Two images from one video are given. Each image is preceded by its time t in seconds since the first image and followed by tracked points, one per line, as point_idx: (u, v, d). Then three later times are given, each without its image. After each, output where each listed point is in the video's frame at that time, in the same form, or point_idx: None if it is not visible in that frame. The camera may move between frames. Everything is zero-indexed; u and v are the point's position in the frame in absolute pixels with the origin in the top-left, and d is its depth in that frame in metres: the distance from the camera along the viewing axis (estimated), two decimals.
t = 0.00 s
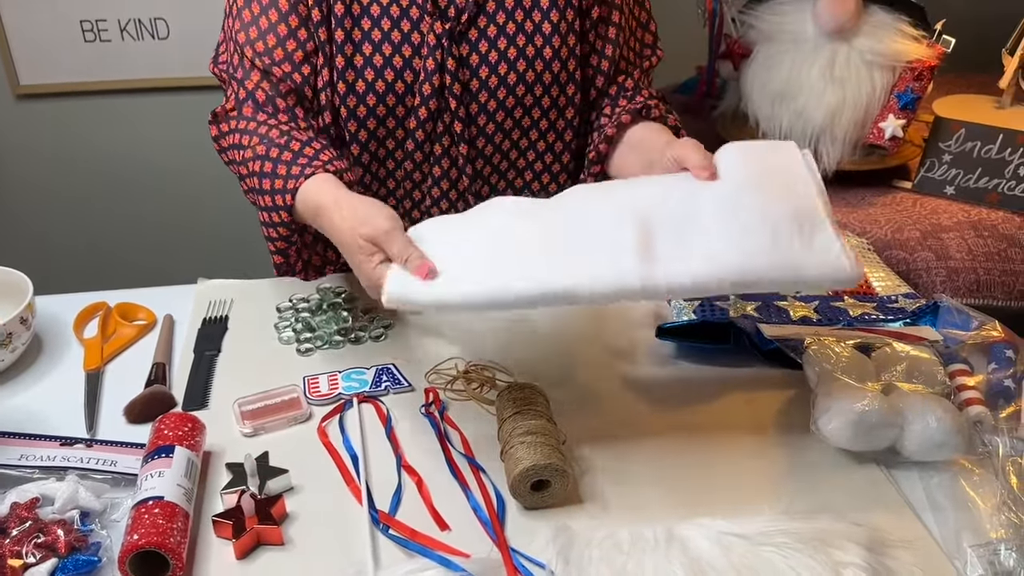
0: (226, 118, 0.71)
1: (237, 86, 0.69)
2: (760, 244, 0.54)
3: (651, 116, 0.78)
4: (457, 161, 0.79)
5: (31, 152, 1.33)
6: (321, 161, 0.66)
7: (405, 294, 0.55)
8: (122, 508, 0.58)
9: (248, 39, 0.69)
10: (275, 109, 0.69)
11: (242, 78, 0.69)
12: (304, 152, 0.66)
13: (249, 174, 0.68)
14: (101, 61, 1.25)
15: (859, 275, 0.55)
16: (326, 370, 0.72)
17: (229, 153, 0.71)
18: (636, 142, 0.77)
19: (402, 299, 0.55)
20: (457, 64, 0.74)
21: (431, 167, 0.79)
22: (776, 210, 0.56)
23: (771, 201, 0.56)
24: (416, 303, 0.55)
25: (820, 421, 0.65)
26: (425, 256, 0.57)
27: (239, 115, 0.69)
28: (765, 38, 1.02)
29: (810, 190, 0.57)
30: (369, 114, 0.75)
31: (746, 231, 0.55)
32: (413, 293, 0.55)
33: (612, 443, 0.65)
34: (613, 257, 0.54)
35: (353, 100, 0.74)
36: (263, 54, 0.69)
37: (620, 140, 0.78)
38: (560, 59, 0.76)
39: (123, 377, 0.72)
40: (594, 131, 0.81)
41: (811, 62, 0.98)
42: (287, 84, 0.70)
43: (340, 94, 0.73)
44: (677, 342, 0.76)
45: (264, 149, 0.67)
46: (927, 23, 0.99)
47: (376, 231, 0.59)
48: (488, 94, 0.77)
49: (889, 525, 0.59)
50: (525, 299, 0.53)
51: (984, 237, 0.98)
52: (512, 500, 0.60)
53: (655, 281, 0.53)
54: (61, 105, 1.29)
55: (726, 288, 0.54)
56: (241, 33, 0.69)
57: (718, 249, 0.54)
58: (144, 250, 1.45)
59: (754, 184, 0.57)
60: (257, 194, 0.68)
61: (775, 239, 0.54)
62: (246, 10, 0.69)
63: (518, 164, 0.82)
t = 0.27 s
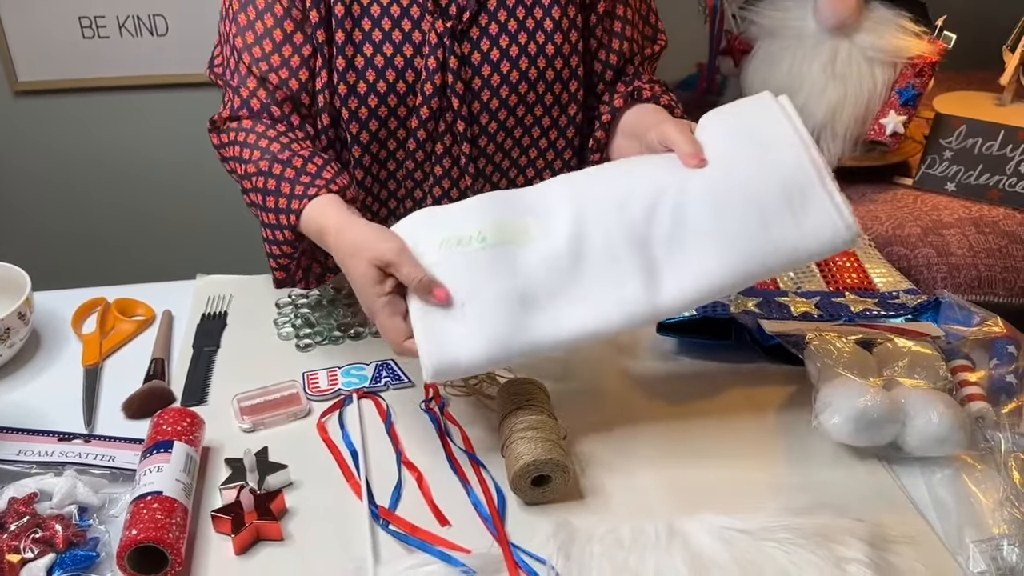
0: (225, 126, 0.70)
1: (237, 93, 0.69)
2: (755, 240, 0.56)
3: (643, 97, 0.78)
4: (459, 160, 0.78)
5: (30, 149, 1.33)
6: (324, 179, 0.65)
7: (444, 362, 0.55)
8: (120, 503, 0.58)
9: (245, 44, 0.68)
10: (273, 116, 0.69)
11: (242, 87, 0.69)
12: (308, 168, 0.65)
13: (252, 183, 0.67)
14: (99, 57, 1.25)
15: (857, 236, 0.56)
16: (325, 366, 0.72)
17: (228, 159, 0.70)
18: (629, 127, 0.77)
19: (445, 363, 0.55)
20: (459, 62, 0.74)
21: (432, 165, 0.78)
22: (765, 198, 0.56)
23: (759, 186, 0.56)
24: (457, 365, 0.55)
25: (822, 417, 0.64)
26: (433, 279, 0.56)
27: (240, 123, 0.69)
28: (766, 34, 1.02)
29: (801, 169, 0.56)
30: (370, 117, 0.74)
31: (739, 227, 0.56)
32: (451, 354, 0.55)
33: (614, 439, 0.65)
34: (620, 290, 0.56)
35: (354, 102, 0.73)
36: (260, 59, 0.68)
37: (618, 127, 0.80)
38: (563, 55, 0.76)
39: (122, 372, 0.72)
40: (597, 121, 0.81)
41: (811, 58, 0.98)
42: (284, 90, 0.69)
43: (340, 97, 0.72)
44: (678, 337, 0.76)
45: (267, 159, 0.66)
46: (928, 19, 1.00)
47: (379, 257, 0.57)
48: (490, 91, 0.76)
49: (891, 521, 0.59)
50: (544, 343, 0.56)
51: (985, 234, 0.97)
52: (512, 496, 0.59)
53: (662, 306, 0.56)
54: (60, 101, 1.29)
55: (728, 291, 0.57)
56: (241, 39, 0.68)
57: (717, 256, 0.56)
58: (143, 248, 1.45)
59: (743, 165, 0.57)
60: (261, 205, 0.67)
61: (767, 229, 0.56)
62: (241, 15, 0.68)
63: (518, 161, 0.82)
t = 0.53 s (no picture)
0: (225, 130, 0.71)
1: (236, 100, 0.70)
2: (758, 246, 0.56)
3: (650, 96, 0.79)
4: (460, 163, 0.78)
5: (31, 148, 1.33)
6: (327, 180, 0.66)
7: (438, 356, 0.55)
8: (122, 502, 0.58)
9: (242, 51, 0.69)
10: (271, 121, 0.69)
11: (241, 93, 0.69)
12: (309, 168, 0.66)
13: (254, 186, 0.68)
14: (100, 56, 1.24)
15: (858, 248, 0.57)
16: (327, 364, 0.72)
17: (229, 164, 0.71)
18: (637, 125, 0.78)
19: (438, 358, 0.54)
20: (460, 66, 0.73)
21: (433, 168, 0.78)
22: (769, 206, 0.56)
23: (764, 195, 0.57)
24: (450, 361, 0.55)
25: (824, 415, 0.64)
26: (428, 279, 0.56)
27: (239, 127, 0.69)
28: (768, 33, 1.02)
29: (808, 178, 0.57)
30: (371, 120, 0.74)
31: (742, 233, 0.56)
32: (445, 351, 0.55)
33: (615, 438, 0.65)
34: (620, 289, 0.56)
35: (354, 107, 0.73)
36: (257, 66, 0.68)
37: (624, 126, 0.80)
38: (563, 58, 0.76)
39: (123, 371, 0.72)
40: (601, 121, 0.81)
41: (812, 57, 0.98)
42: (281, 97, 0.70)
43: (340, 102, 0.72)
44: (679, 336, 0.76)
45: (268, 161, 0.67)
46: (929, 19, 1.00)
47: (385, 248, 0.58)
48: (490, 94, 0.76)
49: (893, 519, 0.59)
50: (535, 342, 0.56)
51: (986, 233, 0.97)
52: (514, 494, 0.59)
53: (662, 306, 0.56)
54: (60, 100, 1.29)
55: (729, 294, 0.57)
56: (238, 47, 0.69)
57: (718, 260, 0.56)
58: (144, 246, 1.45)
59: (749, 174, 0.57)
60: (263, 207, 0.68)
61: (769, 235, 0.56)
62: (239, 22, 0.69)
63: (519, 164, 0.81)
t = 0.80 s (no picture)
0: (223, 136, 0.71)
1: (234, 106, 0.70)
2: (754, 239, 0.56)
3: (652, 92, 0.80)
4: (459, 166, 0.78)
5: (32, 148, 1.33)
6: (328, 182, 0.66)
7: (436, 357, 0.55)
8: (123, 501, 0.58)
9: (240, 57, 0.69)
10: (270, 125, 0.69)
11: (239, 99, 0.70)
12: (310, 170, 0.67)
13: (255, 189, 0.68)
14: (101, 56, 1.25)
15: (854, 241, 0.57)
16: (327, 364, 0.72)
17: (229, 169, 0.71)
18: (640, 120, 0.78)
19: (435, 360, 0.55)
20: (458, 69, 0.73)
21: (433, 171, 0.78)
22: (765, 200, 0.56)
23: (762, 187, 0.56)
24: (447, 362, 0.56)
25: (822, 416, 0.65)
26: (419, 287, 0.57)
27: (238, 132, 0.70)
28: (767, 34, 1.02)
29: (805, 172, 0.56)
30: (370, 125, 0.74)
31: (738, 225, 0.56)
32: (443, 352, 0.55)
33: (614, 437, 0.65)
34: (617, 283, 0.57)
35: (353, 112, 0.73)
36: (255, 72, 0.69)
37: (626, 121, 0.80)
38: (561, 61, 0.76)
39: (124, 370, 0.72)
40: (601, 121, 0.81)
41: (812, 59, 0.98)
42: (279, 102, 0.70)
43: (339, 107, 0.72)
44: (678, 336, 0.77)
45: (269, 163, 0.67)
46: (928, 19, 1.00)
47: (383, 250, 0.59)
48: (489, 97, 0.76)
49: (891, 519, 0.59)
50: (531, 336, 0.56)
51: (985, 234, 0.98)
52: (514, 494, 0.59)
53: (659, 299, 0.57)
54: (61, 100, 1.29)
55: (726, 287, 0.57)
56: (236, 53, 0.69)
57: (714, 253, 0.56)
58: (145, 246, 1.45)
59: (747, 165, 0.57)
60: (265, 210, 0.68)
61: (765, 229, 0.56)
62: (236, 27, 0.69)
63: (518, 166, 0.82)
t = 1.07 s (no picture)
0: (227, 139, 0.71)
1: (237, 110, 0.70)
2: (760, 232, 0.55)
3: (657, 93, 0.80)
4: (461, 168, 0.78)
5: (34, 148, 1.33)
6: (334, 184, 0.67)
7: (442, 352, 0.55)
8: (125, 502, 0.58)
9: (243, 61, 0.69)
10: (275, 127, 0.70)
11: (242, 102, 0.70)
12: (316, 171, 0.67)
13: (260, 191, 0.69)
14: (103, 57, 1.25)
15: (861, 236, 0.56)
16: (329, 365, 0.72)
17: (232, 172, 0.72)
18: (645, 119, 0.79)
19: (441, 353, 0.55)
20: (460, 73, 0.74)
21: (435, 174, 0.78)
22: (771, 193, 0.55)
23: (767, 180, 0.55)
24: (453, 353, 0.55)
25: (824, 417, 0.65)
26: (420, 286, 0.57)
27: (242, 135, 0.70)
28: (769, 36, 1.02)
29: (813, 165, 0.55)
30: (372, 129, 0.74)
31: (745, 218, 0.55)
32: (447, 346, 0.55)
33: (616, 438, 0.65)
34: (622, 276, 0.56)
35: (354, 116, 0.73)
36: (257, 76, 0.69)
37: (631, 121, 0.80)
38: (562, 64, 0.76)
39: (127, 371, 0.72)
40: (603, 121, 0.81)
41: (813, 61, 0.98)
42: (282, 105, 0.70)
43: (340, 111, 0.72)
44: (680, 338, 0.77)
45: (274, 165, 0.67)
46: (932, 24, 1.00)
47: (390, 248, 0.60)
48: (490, 100, 0.76)
49: (892, 521, 0.59)
50: (535, 330, 0.56)
51: (986, 236, 0.98)
52: (515, 495, 0.60)
53: (664, 292, 0.56)
54: (63, 101, 1.29)
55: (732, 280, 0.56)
56: (238, 58, 0.69)
57: (720, 245, 0.55)
58: (147, 247, 1.45)
59: (753, 158, 0.56)
60: (270, 211, 0.69)
61: (771, 222, 0.55)
62: (239, 31, 0.69)
63: (521, 169, 0.82)
